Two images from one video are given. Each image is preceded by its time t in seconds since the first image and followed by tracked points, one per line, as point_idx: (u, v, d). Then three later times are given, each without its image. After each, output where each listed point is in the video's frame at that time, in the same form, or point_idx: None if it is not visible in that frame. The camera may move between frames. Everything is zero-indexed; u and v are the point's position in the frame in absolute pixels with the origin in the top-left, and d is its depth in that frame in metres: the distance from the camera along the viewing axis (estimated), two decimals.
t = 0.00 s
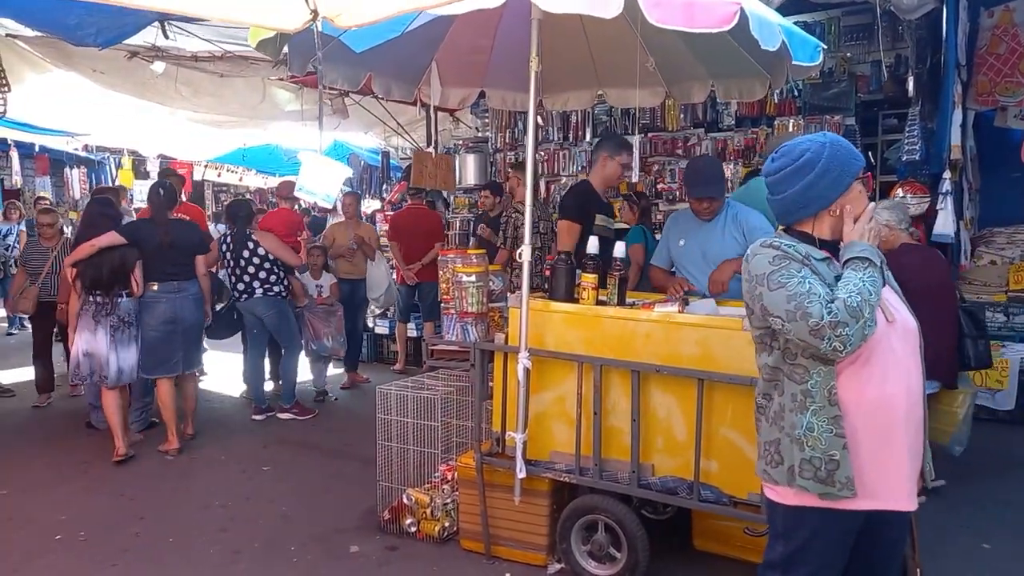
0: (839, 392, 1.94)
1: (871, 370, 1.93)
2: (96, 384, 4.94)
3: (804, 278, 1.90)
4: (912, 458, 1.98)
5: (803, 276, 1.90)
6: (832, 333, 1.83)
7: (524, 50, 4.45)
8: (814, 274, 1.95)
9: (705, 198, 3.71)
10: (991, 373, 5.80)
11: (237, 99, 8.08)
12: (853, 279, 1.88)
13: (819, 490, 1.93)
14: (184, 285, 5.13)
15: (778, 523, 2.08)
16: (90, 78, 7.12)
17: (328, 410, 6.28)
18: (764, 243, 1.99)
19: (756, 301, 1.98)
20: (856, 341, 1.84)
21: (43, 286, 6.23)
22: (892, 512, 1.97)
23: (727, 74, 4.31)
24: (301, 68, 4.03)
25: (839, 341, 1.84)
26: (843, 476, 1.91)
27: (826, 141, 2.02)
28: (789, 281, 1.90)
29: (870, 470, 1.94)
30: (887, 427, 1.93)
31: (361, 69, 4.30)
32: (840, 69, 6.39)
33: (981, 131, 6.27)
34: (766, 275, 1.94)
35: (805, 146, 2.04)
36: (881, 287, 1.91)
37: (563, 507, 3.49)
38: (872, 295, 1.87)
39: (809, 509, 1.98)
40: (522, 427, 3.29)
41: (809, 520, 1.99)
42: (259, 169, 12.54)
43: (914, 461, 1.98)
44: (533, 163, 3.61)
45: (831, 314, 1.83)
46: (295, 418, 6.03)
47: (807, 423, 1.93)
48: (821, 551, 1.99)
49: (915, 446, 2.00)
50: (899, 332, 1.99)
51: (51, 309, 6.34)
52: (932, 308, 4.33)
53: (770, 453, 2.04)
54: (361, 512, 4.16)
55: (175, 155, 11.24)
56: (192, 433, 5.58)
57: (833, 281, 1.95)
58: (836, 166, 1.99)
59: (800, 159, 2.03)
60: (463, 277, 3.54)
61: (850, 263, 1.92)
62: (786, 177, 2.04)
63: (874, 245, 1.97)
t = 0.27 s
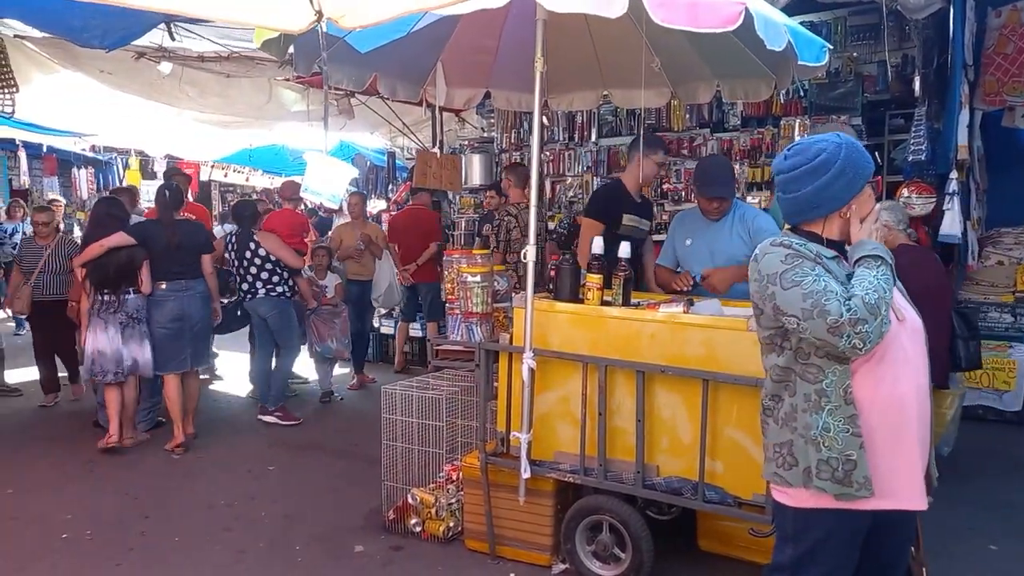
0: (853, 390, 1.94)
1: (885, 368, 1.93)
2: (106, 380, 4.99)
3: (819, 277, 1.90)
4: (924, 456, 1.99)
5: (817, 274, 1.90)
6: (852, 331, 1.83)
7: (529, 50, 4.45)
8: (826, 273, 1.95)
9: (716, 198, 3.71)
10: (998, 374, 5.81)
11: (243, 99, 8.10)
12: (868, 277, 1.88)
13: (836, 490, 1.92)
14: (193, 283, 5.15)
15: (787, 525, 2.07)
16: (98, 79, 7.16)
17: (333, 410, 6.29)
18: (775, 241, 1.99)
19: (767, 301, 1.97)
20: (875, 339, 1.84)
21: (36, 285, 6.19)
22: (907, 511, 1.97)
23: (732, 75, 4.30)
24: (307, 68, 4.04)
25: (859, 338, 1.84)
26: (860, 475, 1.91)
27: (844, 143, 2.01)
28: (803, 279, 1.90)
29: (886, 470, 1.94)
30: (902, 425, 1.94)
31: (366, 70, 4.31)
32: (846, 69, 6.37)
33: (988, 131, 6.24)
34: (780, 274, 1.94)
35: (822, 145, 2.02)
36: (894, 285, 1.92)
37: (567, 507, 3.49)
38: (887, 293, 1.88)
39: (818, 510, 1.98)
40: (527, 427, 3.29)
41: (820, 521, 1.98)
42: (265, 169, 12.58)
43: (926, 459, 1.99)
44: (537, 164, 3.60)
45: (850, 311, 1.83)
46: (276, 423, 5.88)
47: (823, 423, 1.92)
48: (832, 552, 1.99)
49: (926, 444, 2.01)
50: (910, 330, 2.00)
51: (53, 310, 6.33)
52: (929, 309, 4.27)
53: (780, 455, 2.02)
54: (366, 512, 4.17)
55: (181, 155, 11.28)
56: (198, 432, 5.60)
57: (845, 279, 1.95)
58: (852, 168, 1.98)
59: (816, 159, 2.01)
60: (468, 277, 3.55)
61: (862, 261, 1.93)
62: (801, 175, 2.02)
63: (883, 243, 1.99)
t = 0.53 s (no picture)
0: (865, 393, 1.93)
1: (896, 370, 1.93)
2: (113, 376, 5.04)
3: (829, 279, 1.89)
4: (935, 457, 1.99)
5: (828, 276, 1.90)
6: (866, 333, 1.82)
7: (533, 50, 4.44)
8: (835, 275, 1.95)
9: (716, 199, 3.70)
10: (1003, 374, 5.79)
11: (248, 100, 8.12)
12: (878, 279, 1.89)
13: (851, 494, 1.91)
14: (199, 283, 5.22)
15: (796, 530, 2.06)
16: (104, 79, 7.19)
17: (337, 410, 6.30)
18: (783, 243, 1.99)
19: (775, 304, 1.96)
20: (888, 341, 1.84)
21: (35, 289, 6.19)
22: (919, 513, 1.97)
23: (737, 75, 4.29)
24: (310, 69, 4.05)
25: (873, 340, 1.83)
26: (874, 479, 1.90)
27: (846, 143, 2.00)
28: (814, 282, 1.89)
29: (899, 472, 1.94)
30: (915, 427, 1.94)
31: (369, 70, 4.30)
32: (851, 69, 6.35)
33: (994, 131, 6.21)
34: (789, 277, 1.93)
35: (824, 146, 2.01)
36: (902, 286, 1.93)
37: (571, 509, 3.48)
38: (898, 295, 1.88)
39: (828, 514, 1.97)
40: (530, 428, 3.29)
41: (830, 525, 1.97)
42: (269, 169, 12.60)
43: (936, 460, 1.99)
44: (541, 164, 3.59)
45: (864, 314, 1.82)
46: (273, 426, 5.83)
47: (835, 427, 1.91)
48: (844, 556, 1.98)
49: (936, 445, 2.01)
50: (917, 331, 2.00)
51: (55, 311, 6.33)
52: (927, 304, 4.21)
53: (791, 459, 2.01)
54: (370, 512, 4.17)
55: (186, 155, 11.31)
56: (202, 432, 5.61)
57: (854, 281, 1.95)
58: (856, 170, 1.97)
59: (820, 161, 2.00)
60: (471, 277, 3.54)
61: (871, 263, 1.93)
62: (805, 178, 2.01)
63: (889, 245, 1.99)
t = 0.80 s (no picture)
0: (868, 398, 1.93)
1: (899, 375, 1.93)
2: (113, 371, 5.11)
3: (832, 284, 1.89)
4: (939, 462, 1.99)
5: (831, 281, 1.90)
6: (867, 339, 1.82)
7: (537, 51, 4.45)
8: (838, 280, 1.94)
9: (712, 207, 3.67)
10: (1007, 375, 5.78)
11: (251, 100, 8.13)
12: (881, 284, 1.88)
13: (853, 498, 1.91)
14: (200, 280, 5.23)
15: (801, 532, 2.06)
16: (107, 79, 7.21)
17: (340, 410, 6.31)
18: (785, 247, 1.99)
19: (779, 307, 1.96)
20: (889, 347, 1.84)
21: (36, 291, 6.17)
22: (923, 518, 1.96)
23: (740, 76, 4.29)
24: (315, 70, 4.05)
25: (874, 346, 1.83)
26: (876, 484, 1.89)
27: (848, 146, 2.00)
28: (816, 287, 1.89)
29: (901, 476, 1.94)
30: (918, 432, 1.93)
31: (373, 71, 4.31)
32: (855, 69, 6.35)
33: (997, 132, 6.20)
34: (792, 282, 1.93)
35: (826, 150, 2.01)
36: (906, 291, 1.92)
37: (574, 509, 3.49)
38: (901, 300, 1.88)
39: (832, 517, 1.97)
40: (533, 429, 3.29)
41: (833, 528, 1.98)
42: (273, 169, 12.62)
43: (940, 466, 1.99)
44: (544, 165, 3.59)
45: (865, 320, 1.82)
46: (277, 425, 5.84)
47: (838, 431, 1.91)
48: (846, 558, 1.98)
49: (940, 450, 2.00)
50: (921, 336, 2.00)
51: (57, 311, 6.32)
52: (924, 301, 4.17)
53: (795, 463, 2.01)
54: (373, 512, 4.17)
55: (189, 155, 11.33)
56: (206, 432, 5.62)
57: (857, 286, 1.95)
58: (859, 174, 1.97)
59: (821, 165, 2.00)
60: (474, 278, 3.55)
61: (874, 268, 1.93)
62: (806, 182, 2.01)
63: (894, 248, 1.99)
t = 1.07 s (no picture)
0: (868, 399, 1.92)
1: (901, 376, 1.91)
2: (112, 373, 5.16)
3: (832, 285, 1.89)
4: (943, 465, 1.96)
5: (831, 282, 1.89)
6: (863, 341, 1.81)
7: (540, 51, 4.44)
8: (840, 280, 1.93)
9: (712, 207, 3.67)
10: (1012, 375, 5.76)
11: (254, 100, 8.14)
12: (883, 285, 1.86)
13: (849, 499, 1.91)
14: (200, 278, 5.19)
15: (802, 531, 2.06)
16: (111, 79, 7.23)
17: (343, 410, 6.30)
18: (788, 247, 1.99)
19: (781, 307, 1.97)
20: (887, 349, 1.83)
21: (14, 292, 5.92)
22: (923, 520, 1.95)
23: (744, 75, 4.28)
24: (318, 70, 4.05)
25: (871, 348, 1.82)
26: (873, 485, 1.88)
27: (851, 146, 1.98)
28: (816, 288, 1.89)
29: (900, 478, 1.93)
30: (918, 434, 1.92)
31: (376, 70, 4.31)
32: (859, 69, 6.33)
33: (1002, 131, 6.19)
34: (793, 282, 1.93)
35: (828, 150, 2.00)
36: (910, 293, 1.90)
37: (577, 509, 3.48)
38: (903, 302, 1.86)
39: (833, 517, 1.96)
40: (536, 428, 3.29)
41: (834, 528, 1.97)
42: (275, 169, 12.63)
43: (944, 469, 1.96)
44: (547, 163, 3.58)
45: (862, 322, 1.81)
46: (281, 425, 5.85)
47: (836, 432, 1.91)
48: (847, 559, 1.98)
49: (945, 453, 1.98)
50: (927, 337, 1.97)
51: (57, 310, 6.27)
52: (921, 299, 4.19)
53: (796, 461, 2.02)
54: (376, 512, 4.17)
55: (192, 155, 11.34)
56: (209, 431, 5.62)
57: (860, 287, 1.93)
58: (862, 174, 1.96)
59: (823, 165, 1.99)
60: (478, 277, 3.54)
61: (878, 269, 1.91)
62: (808, 183, 2.01)
63: (900, 248, 1.96)
